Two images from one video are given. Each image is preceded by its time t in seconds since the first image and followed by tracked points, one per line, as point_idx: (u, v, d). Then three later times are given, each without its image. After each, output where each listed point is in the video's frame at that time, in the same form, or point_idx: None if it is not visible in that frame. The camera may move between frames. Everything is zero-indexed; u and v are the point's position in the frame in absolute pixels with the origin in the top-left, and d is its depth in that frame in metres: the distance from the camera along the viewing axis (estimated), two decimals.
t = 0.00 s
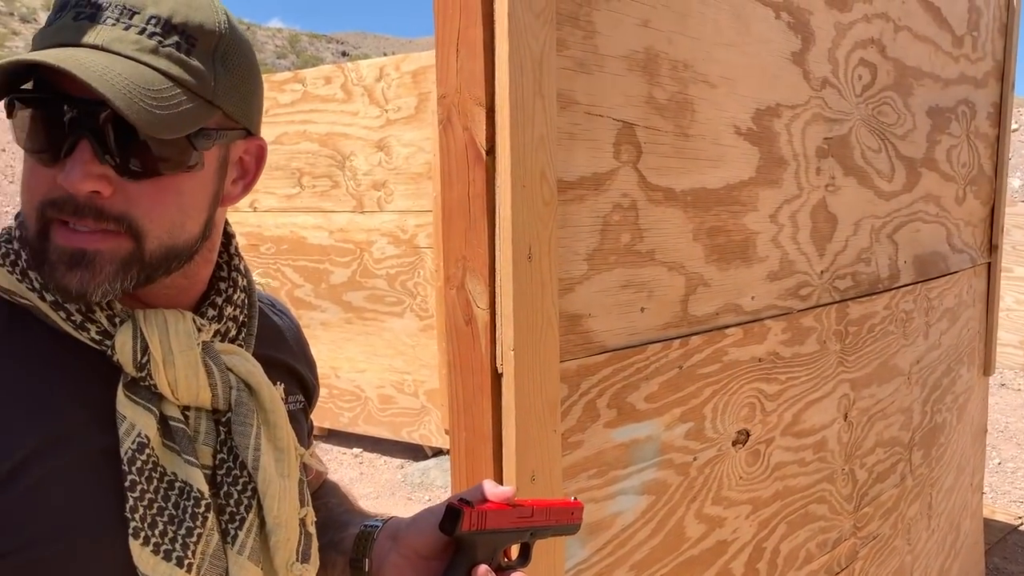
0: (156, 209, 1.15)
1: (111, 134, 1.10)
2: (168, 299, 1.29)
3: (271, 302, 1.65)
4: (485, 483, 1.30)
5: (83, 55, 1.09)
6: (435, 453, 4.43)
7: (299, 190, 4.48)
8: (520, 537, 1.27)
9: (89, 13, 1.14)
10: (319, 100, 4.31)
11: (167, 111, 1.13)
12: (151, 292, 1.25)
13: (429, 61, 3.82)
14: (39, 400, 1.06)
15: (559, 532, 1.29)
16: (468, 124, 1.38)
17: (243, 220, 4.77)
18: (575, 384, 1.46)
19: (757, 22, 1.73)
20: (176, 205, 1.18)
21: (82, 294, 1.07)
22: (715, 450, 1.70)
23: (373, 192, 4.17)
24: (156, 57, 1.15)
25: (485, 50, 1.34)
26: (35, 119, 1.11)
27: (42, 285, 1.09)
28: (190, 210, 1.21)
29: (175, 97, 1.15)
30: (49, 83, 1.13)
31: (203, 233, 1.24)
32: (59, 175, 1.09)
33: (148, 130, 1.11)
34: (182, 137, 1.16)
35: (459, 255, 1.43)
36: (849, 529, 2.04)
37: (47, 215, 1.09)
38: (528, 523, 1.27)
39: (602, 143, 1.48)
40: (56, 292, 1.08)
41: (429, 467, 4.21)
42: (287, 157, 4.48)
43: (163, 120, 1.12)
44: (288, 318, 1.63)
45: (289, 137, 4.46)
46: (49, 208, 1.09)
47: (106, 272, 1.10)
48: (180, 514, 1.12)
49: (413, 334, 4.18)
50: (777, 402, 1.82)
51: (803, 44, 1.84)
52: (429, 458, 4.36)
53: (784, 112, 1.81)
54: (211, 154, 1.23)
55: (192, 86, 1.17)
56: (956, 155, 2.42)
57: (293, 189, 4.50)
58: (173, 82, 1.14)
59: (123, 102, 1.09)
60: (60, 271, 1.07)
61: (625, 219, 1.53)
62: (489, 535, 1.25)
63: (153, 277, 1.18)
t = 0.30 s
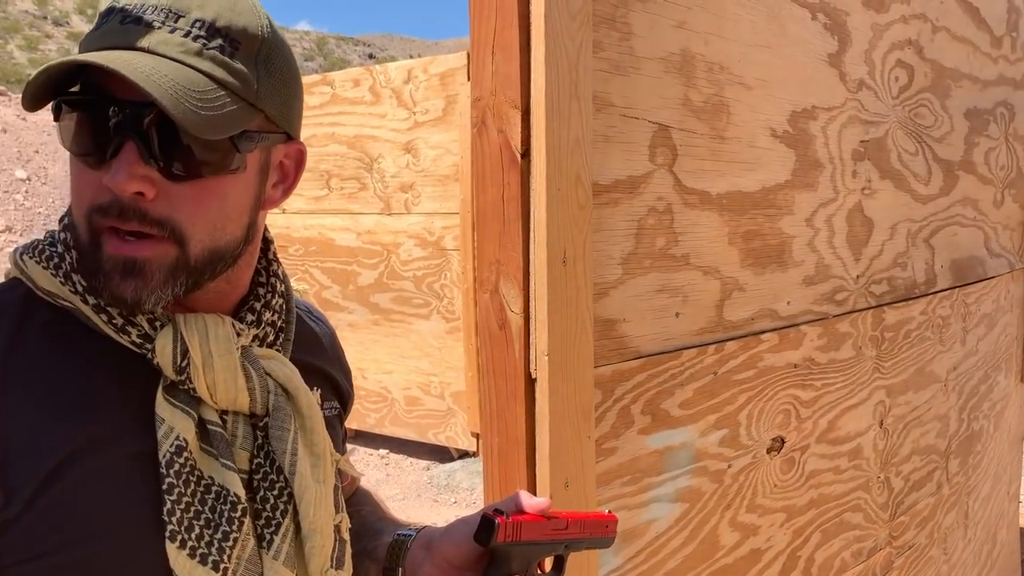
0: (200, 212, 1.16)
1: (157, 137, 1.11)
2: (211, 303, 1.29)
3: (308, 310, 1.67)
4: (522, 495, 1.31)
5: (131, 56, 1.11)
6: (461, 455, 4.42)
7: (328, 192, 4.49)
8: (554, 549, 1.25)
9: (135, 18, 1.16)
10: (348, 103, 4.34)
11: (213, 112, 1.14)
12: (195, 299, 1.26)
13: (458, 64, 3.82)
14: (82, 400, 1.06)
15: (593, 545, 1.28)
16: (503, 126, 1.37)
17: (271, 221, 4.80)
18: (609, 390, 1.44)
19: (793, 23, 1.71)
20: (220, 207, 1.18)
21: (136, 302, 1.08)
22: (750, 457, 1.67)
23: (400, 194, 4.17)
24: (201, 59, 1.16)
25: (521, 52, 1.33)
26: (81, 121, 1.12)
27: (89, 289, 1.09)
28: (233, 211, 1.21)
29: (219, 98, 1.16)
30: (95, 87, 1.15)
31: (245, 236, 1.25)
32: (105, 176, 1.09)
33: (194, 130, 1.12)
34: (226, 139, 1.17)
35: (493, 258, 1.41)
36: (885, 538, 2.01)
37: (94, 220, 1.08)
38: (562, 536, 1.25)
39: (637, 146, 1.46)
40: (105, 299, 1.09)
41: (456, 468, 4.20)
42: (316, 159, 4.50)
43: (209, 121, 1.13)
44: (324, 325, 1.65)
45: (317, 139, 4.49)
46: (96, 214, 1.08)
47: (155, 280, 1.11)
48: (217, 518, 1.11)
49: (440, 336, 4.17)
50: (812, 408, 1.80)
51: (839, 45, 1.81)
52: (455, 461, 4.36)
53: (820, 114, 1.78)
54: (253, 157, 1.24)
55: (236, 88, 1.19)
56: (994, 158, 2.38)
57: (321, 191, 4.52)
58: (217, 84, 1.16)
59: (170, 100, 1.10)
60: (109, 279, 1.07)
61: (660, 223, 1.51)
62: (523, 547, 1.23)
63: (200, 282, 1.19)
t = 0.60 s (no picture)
0: (238, 215, 1.19)
1: (199, 139, 1.14)
2: (244, 305, 1.31)
3: (335, 313, 1.69)
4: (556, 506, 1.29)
5: (181, 55, 1.14)
6: (483, 455, 4.43)
7: (351, 192, 4.51)
8: (578, 560, 1.25)
9: (181, 19, 1.19)
10: (372, 103, 4.35)
11: (258, 112, 1.17)
12: (230, 302, 1.27)
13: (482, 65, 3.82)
14: (115, 402, 1.06)
15: (616, 557, 1.28)
16: (530, 128, 1.36)
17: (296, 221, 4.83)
18: (635, 393, 1.43)
19: (822, 24, 1.69)
20: (258, 207, 1.21)
21: (176, 304, 1.11)
22: (777, 462, 1.66)
23: (424, 194, 4.18)
24: (245, 60, 1.20)
25: (550, 54, 1.32)
26: (126, 118, 1.14)
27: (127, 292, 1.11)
28: (270, 212, 1.24)
29: (263, 99, 1.19)
30: (139, 87, 1.18)
31: (280, 238, 1.28)
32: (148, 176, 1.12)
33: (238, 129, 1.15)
34: (265, 139, 1.20)
35: (520, 261, 1.41)
36: (913, 544, 1.99)
37: (136, 219, 1.11)
38: (587, 547, 1.25)
39: (666, 147, 1.45)
40: (146, 303, 1.11)
41: (478, 469, 4.21)
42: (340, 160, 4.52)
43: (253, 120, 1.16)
44: (350, 327, 1.67)
45: (342, 139, 4.51)
46: (139, 214, 1.11)
47: (195, 280, 1.14)
48: (247, 519, 1.12)
49: (462, 336, 4.18)
50: (840, 413, 1.78)
51: (869, 45, 1.79)
52: (477, 461, 4.36)
53: (850, 116, 1.76)
54: (291, 158, 1.27)
55: (278, 89, 1.22)
56: None
57: (346, 191, 4.54)
58: (260, 85, 1.19)
59: (220, 98, 1.13)
60: (152, 278, 1.10)
61: (688, 225, 1.49)
62: (546, 557, 1.22)
63: (238, 283, 1.21)
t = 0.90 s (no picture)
0: (263, 215, 1.20)
1: (225, 138, 1.15)
2: (266, 304, 1.31)
3: (350, 309, 1.69)
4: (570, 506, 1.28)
5: (210, 54, 1.15)
6: (498, 453, 4.43)
7: (368, 191, 4.52)
8: (592, 561, 1.24)
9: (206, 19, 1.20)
10: (389, 101, 4.36)
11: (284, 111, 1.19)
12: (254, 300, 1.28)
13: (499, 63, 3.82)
14: (140, 399, 1.06)
15: (630, 558, 1.26)
16: (550, 126, 1.36)
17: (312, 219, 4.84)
18: (654, 393, 1.42)
19: (843, 22, 1.67)
20: (284, 208, 1.23)
21: (201, 301, 1.12)
22: (796, 463, 1.65)
23: (440, 193, 4.19)
24: (271, 60, 1.21)
25: (570, 52, 1.31)
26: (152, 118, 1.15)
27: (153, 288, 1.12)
28: (293, 211, 1.25)
29: (289, 98, 1.20)
30: (164, 86, 1.18)
31: (302, 236, 1.29)
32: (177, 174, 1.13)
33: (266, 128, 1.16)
34: (286, 137, 1.19)
35: (539, 260, 1.40)
36: (933, 547, 1.98)
37: (161, 217, 1.11)
38: (601, 547, 1.24)
39: (686, 146, 1.44)
40: (171, 299, 1.12)
41: (493, 468, 4.21)
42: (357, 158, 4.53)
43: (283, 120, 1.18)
44: (365, 325, 1.67)
45: (358, 138, 4.52)
46: (165, 212, 1.11)
47: (219, 278, 1.14)
48: (271, 515, 1.14)
49: (477, 335, 4.18)
50: (860, 414, 1.77)
51: (891, 43, 1.77)
52: (492, 460, 4.36)
53: (871, 114, 1.75)
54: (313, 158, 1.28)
55: (302, 89, 1.23)
56: None
57: (362, 190, 4.55)
58: (287, 85, 1.21)
59: (249, 98, 1.14)
60: (179, 275, 1.11)
61: (707, 224, 1.48)
62: (561, 558, 1.22)
63: (261, 280, 1.22)
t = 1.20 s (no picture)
0: (277, 208, 1.20)
1: (242, 133, 1.15)
2: (275, 296, 1.31)
3: (357, 304, 1.70)
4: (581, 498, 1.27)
5: (224, 50, 1.15)
6: (508, 452, 4.43)
7: (378, 189, 4.53)
8: (603, 553, 1.24)
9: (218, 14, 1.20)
10: (399, 99, 4.36)
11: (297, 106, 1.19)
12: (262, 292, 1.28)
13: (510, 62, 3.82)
14: (153, 391, 1.07)
15: (643, 551, 1.26)
16: (563, 123, 1.35)
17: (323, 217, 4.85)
18: (666, 391, 1.42)
19: (857, 18, 1.66)
20: (298, 201, 1.23)
21: (217, 293, 1.13)
22: (810, 462, 1.64)
23: (451, 191, 4.19)
24: (283, 55, 1.21)
25: (583, 50, 1.31)
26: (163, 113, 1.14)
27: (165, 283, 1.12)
28: (308, 204, 1.25)
29: (302, 93, 1.21)
30: (177, 83, 1.18)
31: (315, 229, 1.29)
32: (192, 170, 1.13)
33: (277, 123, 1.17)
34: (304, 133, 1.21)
35: (552, 257, 1.40)
36: (947, 547, 1.97)
37: (176, 212, 1.12)
38: (613, 540, 1.24)
39: (699, 144, 1.43)
40: (186, 292, 1.12)
41: (503, 467, 4.21)
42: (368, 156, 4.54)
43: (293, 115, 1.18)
44: (372, 319, 1.68)
45: (369, 136, 4.53)
46: (181, 208, 1.12)
47: (235, 273, 1.15)
48: (286, 506, 1.14)
49: (488, 333, 4.18)
50: (874, 413, 1.76)
51: (905, 40, 1.76)
52: (502, 458, 4.36)
53: (885, 111, 1.74)
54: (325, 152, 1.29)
55: (315, 85, 1.23)
56: None
57: (373, 188, 4.55)
58: (299, 80, 1.21)
59: (265, 92, 1.14)
60: (195, 272, 1.12)
61: (721, 221, 1.48)
62: (572, 550, 1.22)
63: (276, 273, 1.22)
